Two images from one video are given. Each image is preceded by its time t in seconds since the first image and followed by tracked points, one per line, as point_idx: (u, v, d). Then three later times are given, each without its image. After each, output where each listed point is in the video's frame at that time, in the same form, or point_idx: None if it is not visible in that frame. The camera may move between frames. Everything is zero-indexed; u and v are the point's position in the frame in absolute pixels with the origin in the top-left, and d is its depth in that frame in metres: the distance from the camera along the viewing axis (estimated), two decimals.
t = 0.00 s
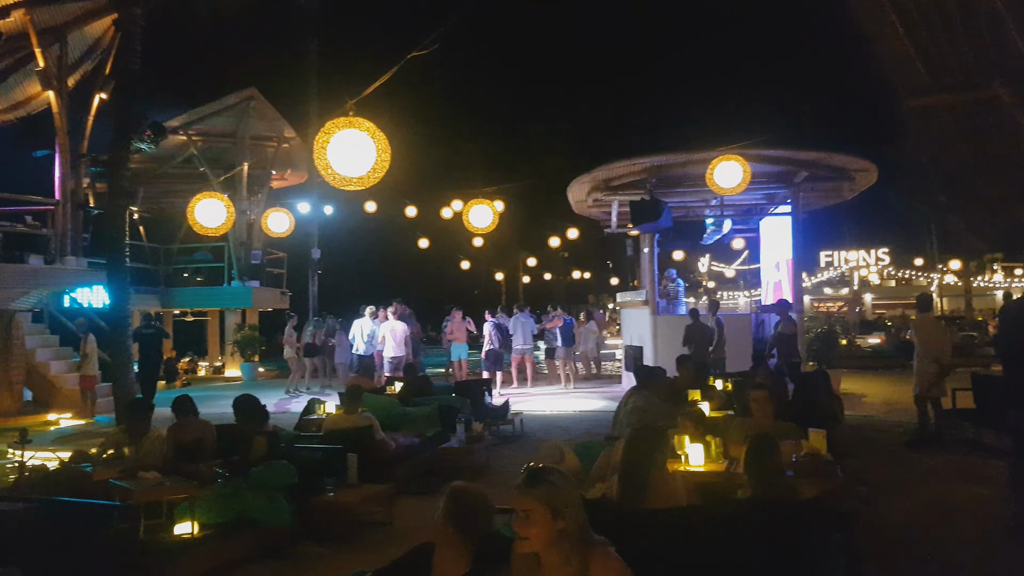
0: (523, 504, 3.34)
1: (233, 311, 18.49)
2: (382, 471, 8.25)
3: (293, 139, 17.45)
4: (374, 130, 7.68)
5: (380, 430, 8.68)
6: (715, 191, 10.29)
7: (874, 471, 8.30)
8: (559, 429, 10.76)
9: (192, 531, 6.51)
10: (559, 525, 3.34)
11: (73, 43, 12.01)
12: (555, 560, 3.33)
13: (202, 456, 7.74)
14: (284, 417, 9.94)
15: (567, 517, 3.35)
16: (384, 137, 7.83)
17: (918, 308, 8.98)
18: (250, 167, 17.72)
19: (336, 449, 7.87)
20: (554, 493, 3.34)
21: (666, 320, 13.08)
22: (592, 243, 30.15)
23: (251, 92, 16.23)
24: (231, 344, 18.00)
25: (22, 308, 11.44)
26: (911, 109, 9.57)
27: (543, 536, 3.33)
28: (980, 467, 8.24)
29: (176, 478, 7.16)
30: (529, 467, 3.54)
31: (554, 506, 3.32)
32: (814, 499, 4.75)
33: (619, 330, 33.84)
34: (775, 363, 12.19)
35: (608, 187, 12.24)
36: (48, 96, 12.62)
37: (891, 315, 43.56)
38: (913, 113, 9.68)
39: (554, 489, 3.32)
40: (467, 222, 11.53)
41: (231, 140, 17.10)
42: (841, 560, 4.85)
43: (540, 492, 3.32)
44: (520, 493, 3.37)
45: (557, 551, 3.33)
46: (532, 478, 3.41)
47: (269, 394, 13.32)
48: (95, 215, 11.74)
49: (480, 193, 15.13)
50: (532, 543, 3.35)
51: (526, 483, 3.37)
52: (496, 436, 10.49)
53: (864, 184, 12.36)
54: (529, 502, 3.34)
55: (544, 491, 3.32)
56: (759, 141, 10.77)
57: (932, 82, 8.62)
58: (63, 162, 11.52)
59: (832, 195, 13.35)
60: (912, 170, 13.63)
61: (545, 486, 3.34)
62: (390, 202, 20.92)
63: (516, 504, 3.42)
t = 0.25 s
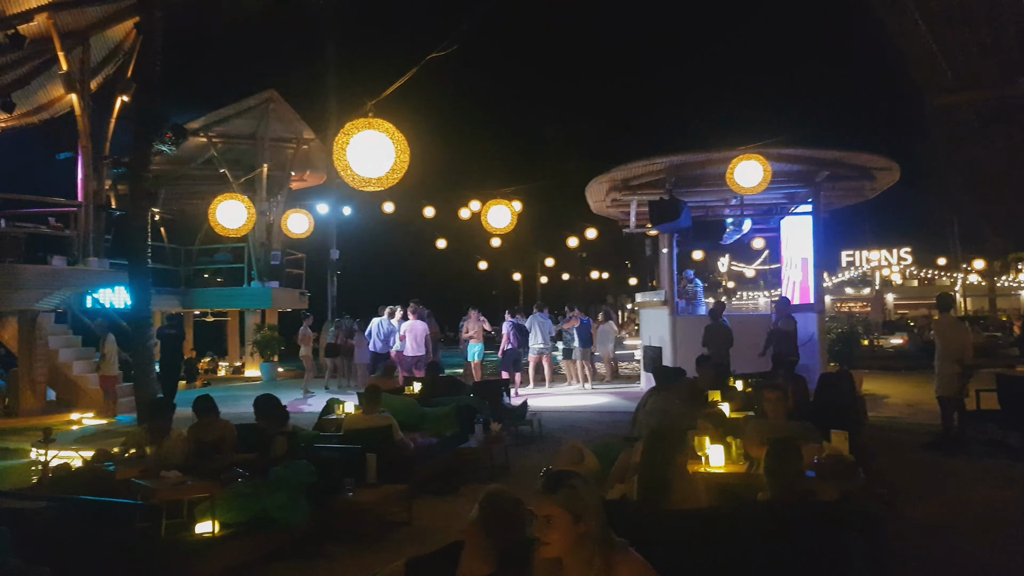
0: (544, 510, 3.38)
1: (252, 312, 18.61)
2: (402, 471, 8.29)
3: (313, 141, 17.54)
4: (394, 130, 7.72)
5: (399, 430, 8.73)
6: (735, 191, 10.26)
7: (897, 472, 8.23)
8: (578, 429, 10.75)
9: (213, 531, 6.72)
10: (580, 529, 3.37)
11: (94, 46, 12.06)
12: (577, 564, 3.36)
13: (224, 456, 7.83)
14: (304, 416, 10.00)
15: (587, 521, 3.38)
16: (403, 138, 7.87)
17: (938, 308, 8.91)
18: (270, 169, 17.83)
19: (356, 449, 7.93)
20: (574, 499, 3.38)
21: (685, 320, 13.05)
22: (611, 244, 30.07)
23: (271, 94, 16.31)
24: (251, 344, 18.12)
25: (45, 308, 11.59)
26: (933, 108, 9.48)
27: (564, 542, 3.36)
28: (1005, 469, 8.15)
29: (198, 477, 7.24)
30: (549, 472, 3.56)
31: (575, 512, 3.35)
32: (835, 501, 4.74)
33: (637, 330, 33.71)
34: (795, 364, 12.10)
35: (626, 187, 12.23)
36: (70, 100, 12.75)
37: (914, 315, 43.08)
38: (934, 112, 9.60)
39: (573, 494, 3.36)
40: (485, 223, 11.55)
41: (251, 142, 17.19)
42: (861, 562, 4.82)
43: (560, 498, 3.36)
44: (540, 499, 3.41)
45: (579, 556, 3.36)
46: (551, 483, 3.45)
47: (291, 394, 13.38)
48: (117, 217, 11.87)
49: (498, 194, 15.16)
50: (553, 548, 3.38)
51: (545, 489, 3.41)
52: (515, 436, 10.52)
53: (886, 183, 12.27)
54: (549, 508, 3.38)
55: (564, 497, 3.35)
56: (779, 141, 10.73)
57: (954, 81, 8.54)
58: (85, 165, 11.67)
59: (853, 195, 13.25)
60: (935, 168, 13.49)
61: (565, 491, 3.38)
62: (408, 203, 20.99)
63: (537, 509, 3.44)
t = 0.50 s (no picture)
0: (563, 514, 3.36)
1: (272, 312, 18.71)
2: (420, 471, 8.30)
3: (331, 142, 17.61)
4: (413, 133, 7.72)
5: (418, 430, 8.74)
6: (757, 190, 10.19)
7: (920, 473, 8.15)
8: (597, 430, 10.70)
9: (235, 530, 6.61)
10: (600, 533, 3.35)
11: (115, 49, 12.14)
12: (598, 568, 3.34)
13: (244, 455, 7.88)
14: (324, 417, 10.04)
15: (607, 525, 3.36)
16: (423, 140, 7.86)
17: (960, 307, 8.79)
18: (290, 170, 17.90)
19: (374, 448, 7.95)
20: (593, 503, 3.36)
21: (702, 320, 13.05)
22: (630, 243, 29.96)
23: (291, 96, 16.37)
24: (271, 344, 18.21)
25: (68, 309, 11.71)
26: (958, 105, 9.38)
27: (585, 546, 3.34)
28: None
29: (219, 476, 7.28)
30: (568, 476, 3.55)
31: (594, 516, 3.33)
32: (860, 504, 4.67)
33: (655, 330, 33.51)
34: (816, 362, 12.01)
35: (645, 187, 12.18)
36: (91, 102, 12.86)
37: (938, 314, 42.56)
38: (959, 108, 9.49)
39: (592, 498, 3.34)
40: (504, 223, 11.54)
41: (270, 143, 17.26)
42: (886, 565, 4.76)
43: (579, 502, 3.34)
44: (559, 503, 3.39)
45: (600, 560, 3.34)
46: (570, 488, 3.43)
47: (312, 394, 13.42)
48: (139, 218, 11.97)
49: (516, 194, 15.16)
50: (574, 552, 3.36)
51: (564, 493, 3.39)
52: (533, 436, 10.51)
53: (909, 181, 12.15)
54: (569, 512, 3.35)
55: (582, 500, 3.34)
56: (800, 139, 10.67)
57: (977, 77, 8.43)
58: (107, 167, 11.77)
59: (875, 193, 13.14)
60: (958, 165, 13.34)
61: (583, 495, 3.36)
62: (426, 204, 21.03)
63: (556, 514, 3.42)
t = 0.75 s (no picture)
0: (578, 515, 3.35)
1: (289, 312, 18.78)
2: (436, 470, 8.32)
3: (347, 142, 17.67)
4: (430, 133, 7.74)
5: (435, 429, 8.75)
6: (775, 189, 10.14)
7: (942, 474, 8.07)
8: (615, 430, 10.67)
9: (253, 528, 6.66)
10: (615, 534, 3.34)
11: (134, 51, 12.24)
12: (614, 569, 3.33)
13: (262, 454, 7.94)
14: (341, 416, 10.09)
15: (623, 526, 3.35)
16: (440, 140, 7.88)
17: (982, 306, 8.69)
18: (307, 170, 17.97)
19: (391, 447, 7.98)
20: (609, 504, 3.35)
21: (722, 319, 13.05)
22: (646, 243, 29.84)
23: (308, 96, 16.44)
24: (288, 343, 18.29)
25: (87, 309, 11.82)
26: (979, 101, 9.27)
27: (600, 547, 3.34)
28: None
29: (237, 474, 7.32)
30: (584, 476, 3.54)
31: (610, 517, 3.33)
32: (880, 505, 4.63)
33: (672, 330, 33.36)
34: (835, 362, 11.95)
35: (662, 185, 12.15)
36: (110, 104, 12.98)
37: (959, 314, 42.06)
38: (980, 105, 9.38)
39: (608, 498, 3.33)
40: (520, 223, 11.55)
41: (287, 143, 17.34)
42: (906, 566, 4.71)
43: (594, 503, 3.33)
44: (575, 504, 3.38)
45: (616, 561, 3.33)
46: (585, 488, 3.42)
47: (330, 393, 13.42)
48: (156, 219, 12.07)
49: (531, 194, 15.16)
50: (589, 553, 3.35)
51: (580, 494, 3.38)
52: (549, 436, 10.51)
53: (929, 179, 12.03)
54: (584, 513, 3.35)
55: (597, 501, 3.33)
56: (819, 137, 10.61)
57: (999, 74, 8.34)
58: (126, 168, 11.87)
59: (894, 191, 13.03)
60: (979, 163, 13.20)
61: (599, 496, 3.36)
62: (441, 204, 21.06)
63: (571, 514, 3.42)
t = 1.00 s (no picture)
0: (595, 515, 3.36)
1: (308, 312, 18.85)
2: (454, 470, 8.33)
3: (366, 143, 17.72)
4: (450, 133, 7.73)
5: (454, 429, 8.76)
6: (796, 188, 10.07)
7: (968, 477, 7.95)
8: (634, 430, 10.62)
9: (274, 527, 6.72)
10: (632, 534, 3.35)
11: (155, 53, 12.33)
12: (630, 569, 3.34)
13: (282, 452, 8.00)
14: (360, 415, 10.12)
15: (639, 526, 3.36)
16: (460, 139, 7.87)
17: (1008, 306, 8.56)
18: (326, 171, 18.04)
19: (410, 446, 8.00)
20: (625, 504, 3.35)
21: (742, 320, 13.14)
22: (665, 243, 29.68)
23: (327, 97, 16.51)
24: (308, 343, 18.38)
25: (110, 309, 11.94)
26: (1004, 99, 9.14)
27: (617, 547, 3.35)
28: None
29: (258, 473, 7.37)
30: (601, 476, 3.55)
31: (626, 517, 3.33)
32: (903, 506, 4.58)
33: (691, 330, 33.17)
34: (856, 362, 11.86)
35: (682, 184, 12.10)
36: (132, 106, 13.09)
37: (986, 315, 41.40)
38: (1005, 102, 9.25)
39: (624, 499, 3.33)
40: (538, 223, 11.54)
41: (306, 144, 17.42)
42: (930, 568, 4.65)
43: (611, 503, 3.34)
44: (591, 504, 3.39)
45: (631, 561, 3.34)
46: (601, 489, 3.42)
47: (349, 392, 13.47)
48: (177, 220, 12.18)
49: (549, 193, 15.14)
50: (606, 553, 3.37)
51: (595, 495, 3.39)
52: (568, 436, 10.50)
53: (953, 177, 11.88)
54: (600, 513, 3.35)
55: (614, 502, 3.34)
56: (840, 135, 10.52)
57: None
58: (147, 169, 11.97)
59: (918, 189, 12.88)
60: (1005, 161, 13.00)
61: (615, 497, 3.36)
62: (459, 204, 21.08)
63: (587, 514, 3.43)
